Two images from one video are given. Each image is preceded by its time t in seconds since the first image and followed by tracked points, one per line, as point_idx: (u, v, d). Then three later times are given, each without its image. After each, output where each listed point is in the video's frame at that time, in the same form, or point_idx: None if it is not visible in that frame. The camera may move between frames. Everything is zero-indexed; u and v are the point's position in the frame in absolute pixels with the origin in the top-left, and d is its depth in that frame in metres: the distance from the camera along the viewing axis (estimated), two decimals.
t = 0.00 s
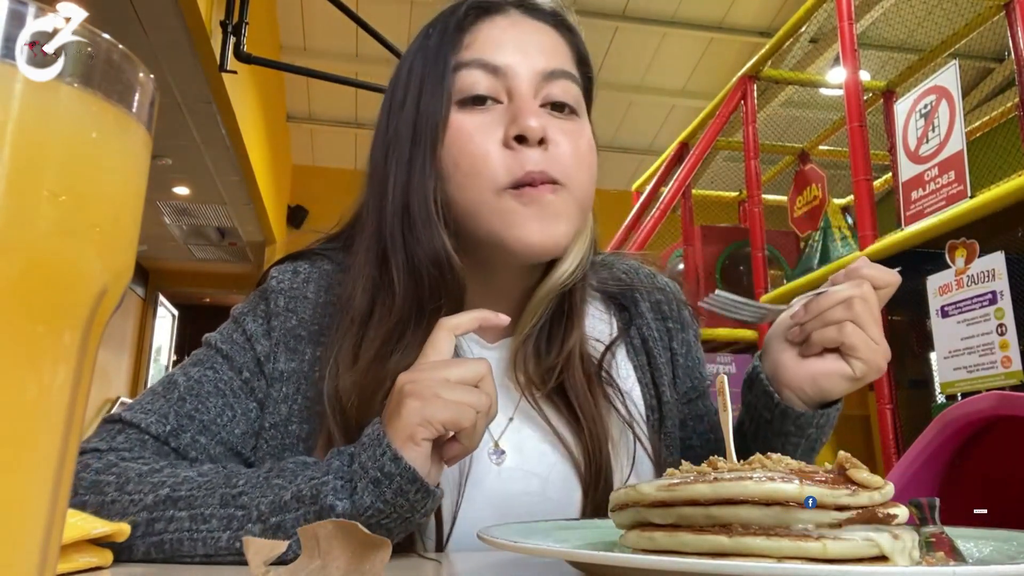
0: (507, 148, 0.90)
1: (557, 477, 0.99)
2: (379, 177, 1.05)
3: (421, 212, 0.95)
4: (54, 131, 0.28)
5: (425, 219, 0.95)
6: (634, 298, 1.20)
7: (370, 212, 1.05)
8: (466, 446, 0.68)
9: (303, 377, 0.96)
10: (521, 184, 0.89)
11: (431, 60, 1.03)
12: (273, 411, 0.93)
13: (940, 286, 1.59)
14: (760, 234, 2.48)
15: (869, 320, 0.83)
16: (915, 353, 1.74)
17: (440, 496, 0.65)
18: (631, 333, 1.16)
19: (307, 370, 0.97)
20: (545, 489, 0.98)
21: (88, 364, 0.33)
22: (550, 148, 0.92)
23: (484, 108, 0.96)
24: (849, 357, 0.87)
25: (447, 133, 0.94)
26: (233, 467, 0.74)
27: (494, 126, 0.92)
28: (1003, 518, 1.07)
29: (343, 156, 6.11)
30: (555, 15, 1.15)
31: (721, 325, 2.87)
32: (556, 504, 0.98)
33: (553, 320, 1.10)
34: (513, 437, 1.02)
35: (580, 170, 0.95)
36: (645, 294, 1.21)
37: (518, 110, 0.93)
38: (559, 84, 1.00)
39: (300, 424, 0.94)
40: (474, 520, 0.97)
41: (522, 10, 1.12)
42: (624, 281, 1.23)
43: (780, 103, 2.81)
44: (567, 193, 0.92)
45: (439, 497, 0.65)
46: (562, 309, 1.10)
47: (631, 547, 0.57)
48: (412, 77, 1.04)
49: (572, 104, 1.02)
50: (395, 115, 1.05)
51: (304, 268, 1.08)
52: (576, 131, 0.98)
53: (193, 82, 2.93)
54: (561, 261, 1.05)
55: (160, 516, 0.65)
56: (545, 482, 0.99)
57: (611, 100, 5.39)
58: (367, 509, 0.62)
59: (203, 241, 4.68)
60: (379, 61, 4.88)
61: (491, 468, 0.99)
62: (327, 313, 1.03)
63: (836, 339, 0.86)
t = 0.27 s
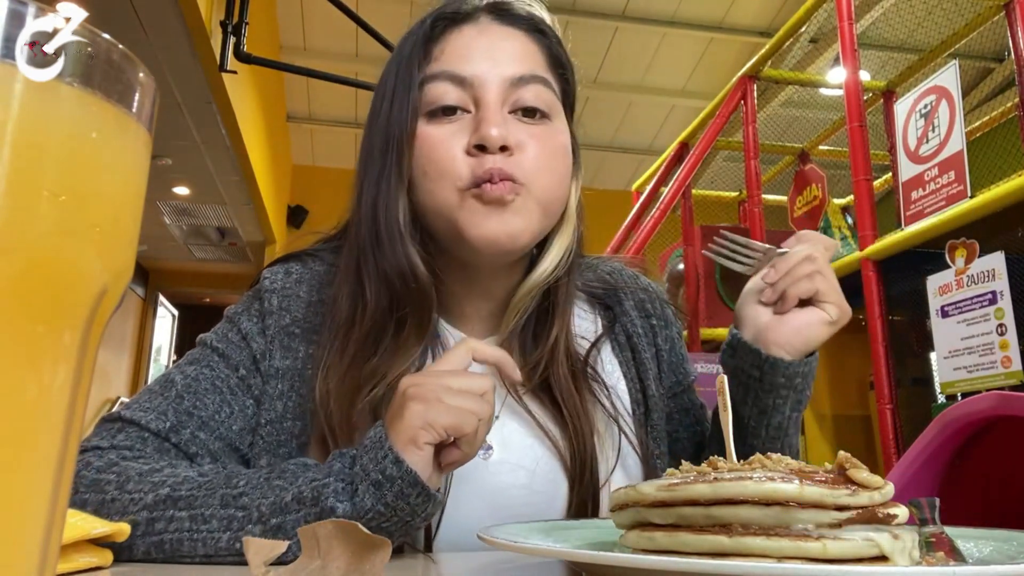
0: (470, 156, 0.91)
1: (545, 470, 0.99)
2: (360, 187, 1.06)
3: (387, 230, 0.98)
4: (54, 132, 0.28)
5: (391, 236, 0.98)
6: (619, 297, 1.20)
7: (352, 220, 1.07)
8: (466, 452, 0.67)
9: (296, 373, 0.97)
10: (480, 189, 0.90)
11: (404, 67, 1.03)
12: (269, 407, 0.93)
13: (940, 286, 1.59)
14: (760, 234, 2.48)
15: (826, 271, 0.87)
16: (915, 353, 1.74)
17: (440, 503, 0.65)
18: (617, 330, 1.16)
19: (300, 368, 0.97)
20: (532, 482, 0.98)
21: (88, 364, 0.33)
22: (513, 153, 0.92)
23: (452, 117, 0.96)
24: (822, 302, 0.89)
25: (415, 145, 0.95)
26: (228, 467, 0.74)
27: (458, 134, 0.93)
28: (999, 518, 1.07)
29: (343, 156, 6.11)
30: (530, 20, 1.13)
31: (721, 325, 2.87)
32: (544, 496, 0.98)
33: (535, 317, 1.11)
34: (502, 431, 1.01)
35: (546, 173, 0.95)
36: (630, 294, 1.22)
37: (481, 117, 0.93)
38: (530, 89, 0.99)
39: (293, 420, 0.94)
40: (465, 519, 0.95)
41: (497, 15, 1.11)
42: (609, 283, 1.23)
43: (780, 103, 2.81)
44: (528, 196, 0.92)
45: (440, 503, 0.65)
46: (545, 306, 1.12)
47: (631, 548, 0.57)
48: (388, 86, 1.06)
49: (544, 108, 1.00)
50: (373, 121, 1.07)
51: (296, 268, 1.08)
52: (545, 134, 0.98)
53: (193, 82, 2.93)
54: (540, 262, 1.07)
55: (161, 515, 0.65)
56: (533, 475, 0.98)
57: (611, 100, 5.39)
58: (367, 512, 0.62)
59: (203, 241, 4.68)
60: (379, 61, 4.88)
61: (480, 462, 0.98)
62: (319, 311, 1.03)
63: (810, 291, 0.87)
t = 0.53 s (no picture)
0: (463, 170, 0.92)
1: (541, 465, 0.99)
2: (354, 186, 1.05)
3: (380, 229, 0.98)
4: (54, 130, 0.28)
5: (385, 237, 0.98)
6: (615, 299, 1.21)
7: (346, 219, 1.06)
8: (471, 461, 0.68)
9: (292, 370, 0.97)
10: (473, 208, 0.92)
11: (399, 64, 1.03)
12: (266, 404, 0.94)
13: (940, 286, 1.59)
14: (760, 234, 2.48)
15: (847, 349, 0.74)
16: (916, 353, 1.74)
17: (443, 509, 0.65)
18: (613, 331, 1.16)
19: (297, 366, 0.97)
20: (529, 479, 0.98)
21: (88, 365, 0.33)
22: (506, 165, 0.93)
23: (444, 123, 0.97)
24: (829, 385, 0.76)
25: (408, 150, 0.96)
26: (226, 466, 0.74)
27: (451, 145, 0.94)
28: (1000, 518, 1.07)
29: (343, 156, 6.11)
30: (523, 21, 1.13)
31: (721, 325, 2.87)
32: (540, 493, 0.98)
33: (530, 312, 1.11)
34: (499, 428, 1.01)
35: (536, 185, 0.96)
36: (625, 297, 1.22)
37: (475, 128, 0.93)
38: (523, 94, 1.00)
39: (290, 416, 0.94)
40: (463, 517, 0.95)
41: (489, 14, 1.11)
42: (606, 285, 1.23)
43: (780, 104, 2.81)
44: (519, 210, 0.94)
45: (443, 509, 0.65)
46: (540, 302, 1.12)
47: (631, 547, 0.57)
48: (381, 84, 1.05)
49: (536, 111, 1.01)
50: (367, 120, 1.06)
51: (290, 267, 1.08)
52: (537, 141, 0.98)
53: (193, 82, 2.93)
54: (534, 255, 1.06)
55: (162, 516, 0.65)
56: (529, 472, 0.98)
57: (611, 100, 5.39)
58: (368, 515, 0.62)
59: (203, 241, 4.68)
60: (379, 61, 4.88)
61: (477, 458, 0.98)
62: (313, 308, 1.03)
63: (817, 371, 0.75)
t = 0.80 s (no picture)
0: (489, 156, 0.91)
1: (546, 470, 0.99)
2: (367, 179, 1.04)
3: (408, 216, 0.96)
4: (53, 129, 0.28)
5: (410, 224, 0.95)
6: (623, 304, 1.21)
7: (360, 212, 1.05)
8: (475, 467, 0.67)
9: (294, 370, 0.97)
10: (500, 189, 0.91)
11: (414, 57, 1.01)
12: (267, 403, 0.94)
13: (940, 286, 1.59)
14: (760, 234, 2.48)
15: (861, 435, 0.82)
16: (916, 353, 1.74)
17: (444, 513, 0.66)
18: (620, 336, 1.16)
19: (299, 365, 0.97)
20: (531, 480, 0.98)
21: (88, 365, 0.33)
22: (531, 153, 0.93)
23: (464, 115, 0.96)
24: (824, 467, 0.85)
25: (429, 138, 0.94)
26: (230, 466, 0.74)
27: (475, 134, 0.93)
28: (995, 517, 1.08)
29: (343, 156, 6.11)
30: (536, 16, 1.13)
31: (721, 325, 2.87)
32: (541, 494, 0.98)
33: (536, 310, 1.12)
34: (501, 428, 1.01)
35: (558, 174, 0.96)
36: (633, 302, 1.22)
37: (499, 118, 0.93)
38: (539, 90, 0.99)
39: (291, 415, 0.94)
40: (463, 517, 0.95)
41: (505, 11, 1.10)
42: (613, 289, 1.24)
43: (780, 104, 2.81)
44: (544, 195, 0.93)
45: (445, 514, 0.66)
46: (548, 300, 1.12)
47: (631, 548, 0.57)
48: (395, 76, 1.04)
49: (551, 107, 1.01)
50: (383, 113, 1.04)
51: (294, 264, 1.08)
52: (555, 134, 0.98)
53: (193, 82, 2.93)
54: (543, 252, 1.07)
55: (164, 516, 0.65)
56: (531, 474, 0.98)
57: (611, 100, 5.39)
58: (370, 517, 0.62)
59: (203, 241, 4.68)
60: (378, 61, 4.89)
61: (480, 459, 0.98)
62: (317, 307, 1.03)
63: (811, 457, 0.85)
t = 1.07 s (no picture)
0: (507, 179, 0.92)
1: (546, 470, 0.99)
2: (383, 181, 1.01)
3: (432, 232, 0.94)
4: (53, 129, 0.28)
5: (435, 239, 0.94)
6: (624, 306, 1.21)
7: (375, 214, 1.01)
8: (477, 471, 0.65)
9: (296, 370, 0.96)
10: (518, 217, 0.92)
11: (436, 64, 1.00)
12: (270, 403, 0.93)
13: (940, 286, 1.59)
14: (760, 233, 2.48)
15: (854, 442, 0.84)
16: (916, 353, 1.74)
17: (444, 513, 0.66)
18: (621, 337, 1.16)
19: (301, 365, 0.97)
20: (532, 481, 0.97)
21: (88, 364, 0.33)
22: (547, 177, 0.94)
23: (482, 131, 0.95)
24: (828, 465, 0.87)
25: (454, 160, 0.94)
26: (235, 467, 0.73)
27: (494, 153, 0.93)
28: (998, 517, 1.07)
29: (343, 156, 6.11)
30: (551, 23, 1.13)
31: (721, 325, 2.87)
32: (542, 495, 0.97)
33: (538, 307, 1.12)
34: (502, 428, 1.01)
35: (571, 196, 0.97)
36: (634, 305, 1.22)
37: (520, 139, 0.93)
38: (555, 103, 1.00)
39: (294, 417, 0.94)
40: (463, 517, 0.95)
41: (522, 17, 1.09)
42: (615, 291, 1.24)
43: (780, 104, 2.80)
44: (556, 220, 0.95)
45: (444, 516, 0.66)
46: (551, 299, 1.13)
47: (631, 548, 0.57)
48: (413, 78, 1.02)
49: (564, 121, 1.02)
50: (398, 119, 1.02)
51: (296, 266, 1.08)
52: (569, 151, 0.99)
53: (193, 82, 2.93)
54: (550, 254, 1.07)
55: (164, 516, 0.65)
56: (533, 475, 0.98)
57: (611, 100, 5.39)
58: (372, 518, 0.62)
59: (203, 241, 4.68)
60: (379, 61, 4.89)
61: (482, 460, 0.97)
62: (319, 308, 1.03)
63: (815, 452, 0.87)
